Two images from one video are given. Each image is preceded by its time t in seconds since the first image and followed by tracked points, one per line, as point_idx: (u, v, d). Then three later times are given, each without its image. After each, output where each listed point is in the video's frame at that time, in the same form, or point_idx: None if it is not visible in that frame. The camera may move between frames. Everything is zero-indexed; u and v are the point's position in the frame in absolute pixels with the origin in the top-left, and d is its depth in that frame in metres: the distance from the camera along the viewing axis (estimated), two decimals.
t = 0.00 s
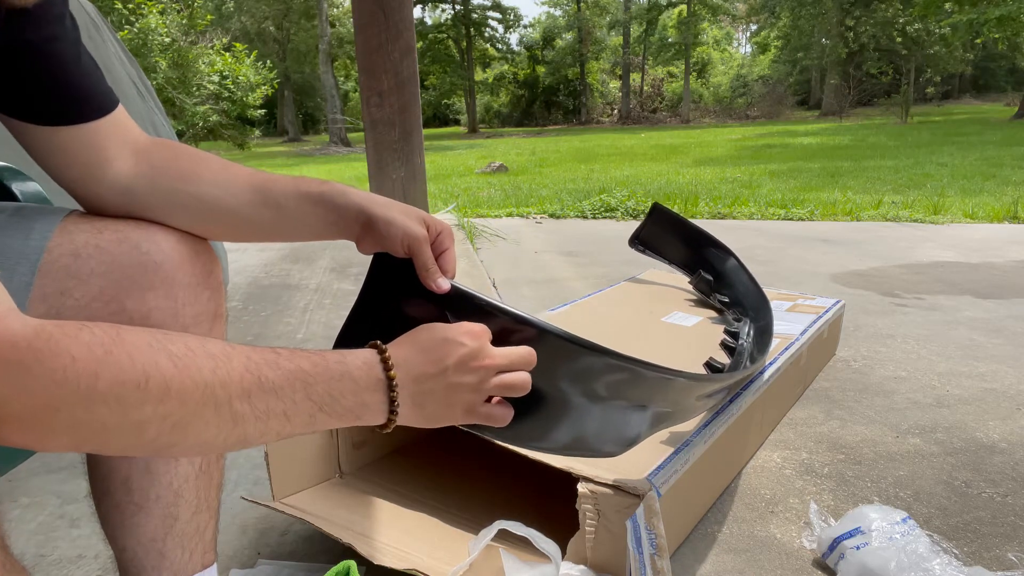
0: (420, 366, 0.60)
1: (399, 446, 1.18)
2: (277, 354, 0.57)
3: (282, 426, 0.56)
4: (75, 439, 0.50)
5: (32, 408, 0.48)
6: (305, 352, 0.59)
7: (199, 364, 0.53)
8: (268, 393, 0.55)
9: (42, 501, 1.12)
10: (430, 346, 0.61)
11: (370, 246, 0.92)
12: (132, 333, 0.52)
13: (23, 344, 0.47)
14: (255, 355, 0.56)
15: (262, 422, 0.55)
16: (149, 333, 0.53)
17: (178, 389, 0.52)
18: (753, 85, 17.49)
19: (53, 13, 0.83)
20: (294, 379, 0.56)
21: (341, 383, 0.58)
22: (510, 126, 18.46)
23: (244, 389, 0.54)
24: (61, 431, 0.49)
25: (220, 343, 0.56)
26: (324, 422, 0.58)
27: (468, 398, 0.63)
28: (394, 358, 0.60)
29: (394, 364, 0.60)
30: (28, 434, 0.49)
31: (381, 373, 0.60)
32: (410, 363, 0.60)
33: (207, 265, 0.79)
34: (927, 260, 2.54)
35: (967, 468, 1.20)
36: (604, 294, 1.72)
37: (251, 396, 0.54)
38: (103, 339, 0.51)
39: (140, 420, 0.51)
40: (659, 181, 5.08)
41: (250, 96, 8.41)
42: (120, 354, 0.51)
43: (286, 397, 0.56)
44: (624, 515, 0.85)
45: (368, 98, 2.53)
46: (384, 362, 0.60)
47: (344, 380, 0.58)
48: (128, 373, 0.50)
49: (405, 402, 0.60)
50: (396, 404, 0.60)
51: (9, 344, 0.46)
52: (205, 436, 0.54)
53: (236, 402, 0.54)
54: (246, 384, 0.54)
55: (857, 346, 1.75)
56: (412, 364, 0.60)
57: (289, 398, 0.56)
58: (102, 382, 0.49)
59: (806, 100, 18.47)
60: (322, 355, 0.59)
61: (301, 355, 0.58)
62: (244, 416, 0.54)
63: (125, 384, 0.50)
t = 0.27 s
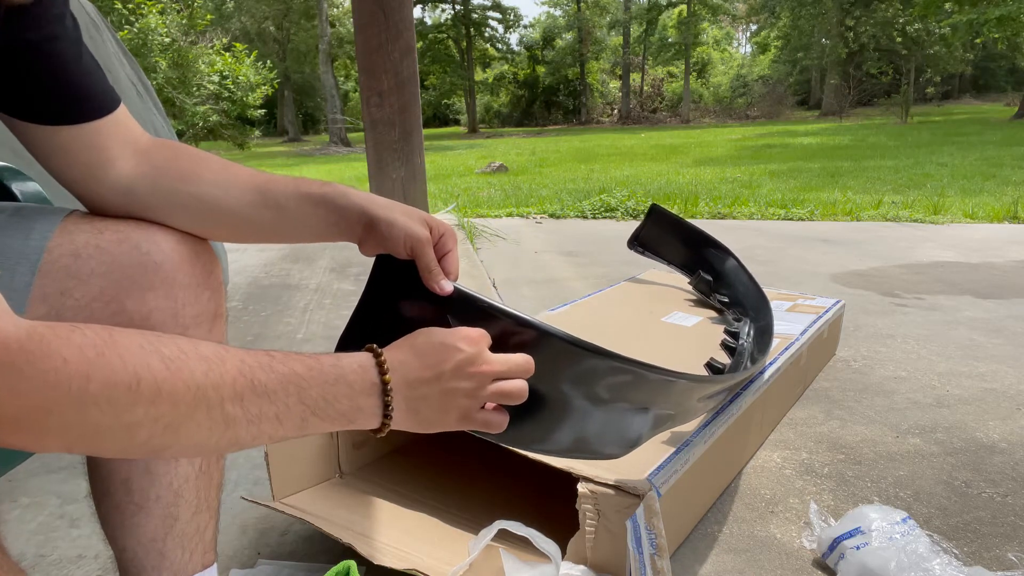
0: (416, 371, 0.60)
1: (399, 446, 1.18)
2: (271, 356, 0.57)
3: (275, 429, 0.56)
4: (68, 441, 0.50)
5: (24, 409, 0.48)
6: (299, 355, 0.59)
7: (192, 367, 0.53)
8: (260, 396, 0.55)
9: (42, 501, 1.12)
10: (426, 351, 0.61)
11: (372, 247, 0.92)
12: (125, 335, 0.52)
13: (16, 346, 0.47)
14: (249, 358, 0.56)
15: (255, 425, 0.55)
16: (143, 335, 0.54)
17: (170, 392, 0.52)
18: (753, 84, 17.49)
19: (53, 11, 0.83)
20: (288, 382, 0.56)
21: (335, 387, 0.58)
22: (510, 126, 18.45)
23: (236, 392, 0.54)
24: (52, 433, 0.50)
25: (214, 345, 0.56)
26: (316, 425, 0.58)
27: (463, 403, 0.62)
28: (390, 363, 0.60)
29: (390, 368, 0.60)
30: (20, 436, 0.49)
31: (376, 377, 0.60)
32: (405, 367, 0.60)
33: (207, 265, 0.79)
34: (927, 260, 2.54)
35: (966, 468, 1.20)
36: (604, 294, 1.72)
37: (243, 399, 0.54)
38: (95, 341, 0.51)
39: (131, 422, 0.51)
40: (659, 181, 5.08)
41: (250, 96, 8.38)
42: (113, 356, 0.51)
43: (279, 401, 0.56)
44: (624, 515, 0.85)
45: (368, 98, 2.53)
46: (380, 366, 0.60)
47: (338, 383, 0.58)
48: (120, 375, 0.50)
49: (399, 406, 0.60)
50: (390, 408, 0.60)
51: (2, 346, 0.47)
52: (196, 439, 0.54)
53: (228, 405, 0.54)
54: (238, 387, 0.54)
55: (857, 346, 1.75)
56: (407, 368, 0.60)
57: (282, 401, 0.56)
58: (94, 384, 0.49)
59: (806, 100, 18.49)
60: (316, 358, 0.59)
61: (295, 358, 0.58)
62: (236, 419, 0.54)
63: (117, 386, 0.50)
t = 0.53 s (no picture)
0: (412, 372, 0.60)
1: (399, 446, 1.18)
2: (268, 358, 0.57)
3: (272, 430, 0.56)
4: (67, 440, 0.50)
5: (22, 409, 0.48)
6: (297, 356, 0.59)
7: (190, 367, 0.53)
8: (258, 397, 0.55)
9: (42, 501, 1.12)
10: (422, 352, 0.61)
11: (371, 249, 0.92)
12: (124, 335, 0.53)
13: (14, 345, 0.47)
14: (247, 359, 0.56)
15: (252, 425, 0.55)
16: (142, 335, 0.54)
17: (168, 392, 0.52)
18: (753, 85, 17.48)
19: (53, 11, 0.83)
20: (285, 384, 0.56)
21: (332, 388, 0.58)
22: (510, 126, 18.45)
23: (235, 393, 0.54)
24: (51, 433, 0.50)
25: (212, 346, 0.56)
26: (314, 426, 0.58)
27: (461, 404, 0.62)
28: (386, 363, 0.60)
29: (386, 369, 0.60)
30: (19, 435, 0.49)
31: (372, 378, 0.60)
32: (402, 368, 0.60)
33: (207, 265, 0.79)
34: (927, 260, 2.54)
35: (966, 468, 1.20)
36: (604, 294, 1.72)
37: (241, 400, 0.54)
38: (93, 340, 0.51)
39: (129, 423, 0.51)
40: (659, 181, 5.08)
41: (250, 96, 8.37)
42: (112, 356, 0.51)
43: (276, 402, 0.56)
44: (624, 515, 0.85)
45: (368, 98, 2.53)
46: (376, 366, 0.60)
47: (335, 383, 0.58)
48: (119, 376, 0.50)
49: (395, 408, 0.60)
50: (386, 409, 0.60)
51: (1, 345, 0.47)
52: (194, 440, 0.54)
53: (226, 406, 0.54)
54: (236, 388, 0.54)
55: (857, 345, 1.75)
56: (402, 369, 0.60)
57: (279, 402, 0.56)
58: (92, 385, 0.49)
59: (806, 100, 18.48)
60: (314, 359, 0.59)
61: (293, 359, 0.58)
62: (234, 419, 0.54)
63: (115, 386, 0.50)
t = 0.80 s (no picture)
0: (378, 382, 0.60)
1: (399, 446, 1.18)
2: (233, 368, 0.57)
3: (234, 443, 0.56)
4: (30, 448, 0.50)
5: None
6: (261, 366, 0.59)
7: (154, 378, 0.53)
8: (221, 409, 0.55)
9: (42, 501, 1.12)
10: (387, 361, 0.61)
11: (360, 244, 0.91)
12: (95, 342, 0.53)
13: None
14: (210, 370, 0.56)
15: (212, 436, 0.55)
16: (111, 344, 0.54)
17: (132, 404, 0.52)
18: (753, 84, 17.48)
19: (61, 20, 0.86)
20: (249, 396, 0.56)
21: (297, 400, 0.58)
22: (510, 125, 18.44)
23: (197, 405, 0.54)
24: (14, 442, 0.50)
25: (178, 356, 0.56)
26: (279, 438, 0.58)
27: (429, 411, 0.62)
28: (351, 374, 0.60)
29: (351, 380, 0.60)
30: None
31: (337, 390, 0.60)
32: (368, 380, 0.60)
33: (207, 265, 0.80)
34: (927, 260, 2.54)
35: (966, 468, 1.20)
36: (604, 294, 1.72)
37: (202, 412, 0.55)
38: (59, 349, 0.51)
39: (94, 434, 0.51)
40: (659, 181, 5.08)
41: (250, 96, 8.36)
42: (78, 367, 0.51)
43: (240, 414, 0.56)
44: (624, 515, 0.85)
45: (368, 97, 2.53)
46: (342, 378, 0.60)
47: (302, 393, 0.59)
48: (85, 387, 0.50)
49: (365, 418, 0.60)
50: (354, 420, 0.60)
51: None
52: (154, 451, 0.54)
53: (187, 417, 0.54)
54: (199, 400, 0.55)
55: (857, 345, 1.75)
56: (369, 379, 0.60)
57: (242, 413, 0.56)
58: (57, 395, 0.49)
59: (806, 100, 18.49)
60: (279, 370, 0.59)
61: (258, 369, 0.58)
62: (194, 431, 0.54)
63: (81, 398, 0.50)
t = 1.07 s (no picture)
0: (324, 384, 0.59)
1: (399, 445, 1.18)
2: (185, 379, 0.57)
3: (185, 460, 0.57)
4: None
5: None
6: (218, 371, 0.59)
7: (104, 399, 0.54)
8: (172, 423, 0.56)
9: (42, 501, 1.12)
10: (332, 364, 0.60)
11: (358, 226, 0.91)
12: (48, 365, 0.53)
13: None
14: (163, 383, 0.56)
15: (164, 446, 0.57)
16: (68, 361, 0.54)
17: (81, 425, 0.53)
18: (753, 84, 17.48)
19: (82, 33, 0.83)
20: (199, 410, 0.57)
21: (247, 407, 0.58)
22: (510, 125, 18.43)
23: (147, 421, 0.55)
24: None
25: (136, 366, 0.57)
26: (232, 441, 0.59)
27: (382, 412, 0.60)
28: (302, 375, 0.60)
29: (301, 383, 0.60)
30: None
31: (288, 390, 0.59)
32: (317, 382, 0.60)
33: (208, 264, 0.79)
34: (927, 260, 2.54)
35: (966, 468, 1.20)
36: (603, 294, 1.72)
37: (153, 427, 0.56)
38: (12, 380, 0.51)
39: (50, 453, 0.53)
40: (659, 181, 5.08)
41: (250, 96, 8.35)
42: (30, 391, 0.52)
43: (189, 427, 0.57)
44: (624, 515, 0.85)
45: (368, 97, 2.54)
46: (292, 379, 0.59)
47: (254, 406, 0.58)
48: (34, 412, 0.52)
49: (314, 419, 0.60)
50: (304, 421, 0.60)
51: None
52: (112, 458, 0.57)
53: (140, 433, 0.56)
54: (149, 417, 0.55)
55: (857, 345, 1.75)
56: (316, 382, 0.59)
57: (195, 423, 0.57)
58: (11, 428, 0.51)
59: (806, 100, 18.49)
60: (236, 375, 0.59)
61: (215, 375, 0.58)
62: (146, 444, 0.56)
63: (28, 425, 0.52)
